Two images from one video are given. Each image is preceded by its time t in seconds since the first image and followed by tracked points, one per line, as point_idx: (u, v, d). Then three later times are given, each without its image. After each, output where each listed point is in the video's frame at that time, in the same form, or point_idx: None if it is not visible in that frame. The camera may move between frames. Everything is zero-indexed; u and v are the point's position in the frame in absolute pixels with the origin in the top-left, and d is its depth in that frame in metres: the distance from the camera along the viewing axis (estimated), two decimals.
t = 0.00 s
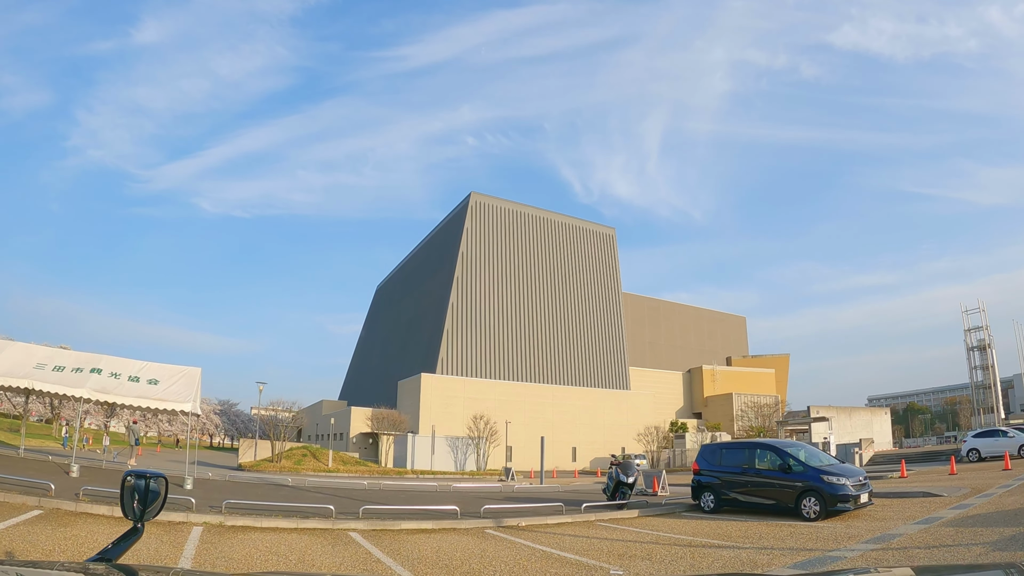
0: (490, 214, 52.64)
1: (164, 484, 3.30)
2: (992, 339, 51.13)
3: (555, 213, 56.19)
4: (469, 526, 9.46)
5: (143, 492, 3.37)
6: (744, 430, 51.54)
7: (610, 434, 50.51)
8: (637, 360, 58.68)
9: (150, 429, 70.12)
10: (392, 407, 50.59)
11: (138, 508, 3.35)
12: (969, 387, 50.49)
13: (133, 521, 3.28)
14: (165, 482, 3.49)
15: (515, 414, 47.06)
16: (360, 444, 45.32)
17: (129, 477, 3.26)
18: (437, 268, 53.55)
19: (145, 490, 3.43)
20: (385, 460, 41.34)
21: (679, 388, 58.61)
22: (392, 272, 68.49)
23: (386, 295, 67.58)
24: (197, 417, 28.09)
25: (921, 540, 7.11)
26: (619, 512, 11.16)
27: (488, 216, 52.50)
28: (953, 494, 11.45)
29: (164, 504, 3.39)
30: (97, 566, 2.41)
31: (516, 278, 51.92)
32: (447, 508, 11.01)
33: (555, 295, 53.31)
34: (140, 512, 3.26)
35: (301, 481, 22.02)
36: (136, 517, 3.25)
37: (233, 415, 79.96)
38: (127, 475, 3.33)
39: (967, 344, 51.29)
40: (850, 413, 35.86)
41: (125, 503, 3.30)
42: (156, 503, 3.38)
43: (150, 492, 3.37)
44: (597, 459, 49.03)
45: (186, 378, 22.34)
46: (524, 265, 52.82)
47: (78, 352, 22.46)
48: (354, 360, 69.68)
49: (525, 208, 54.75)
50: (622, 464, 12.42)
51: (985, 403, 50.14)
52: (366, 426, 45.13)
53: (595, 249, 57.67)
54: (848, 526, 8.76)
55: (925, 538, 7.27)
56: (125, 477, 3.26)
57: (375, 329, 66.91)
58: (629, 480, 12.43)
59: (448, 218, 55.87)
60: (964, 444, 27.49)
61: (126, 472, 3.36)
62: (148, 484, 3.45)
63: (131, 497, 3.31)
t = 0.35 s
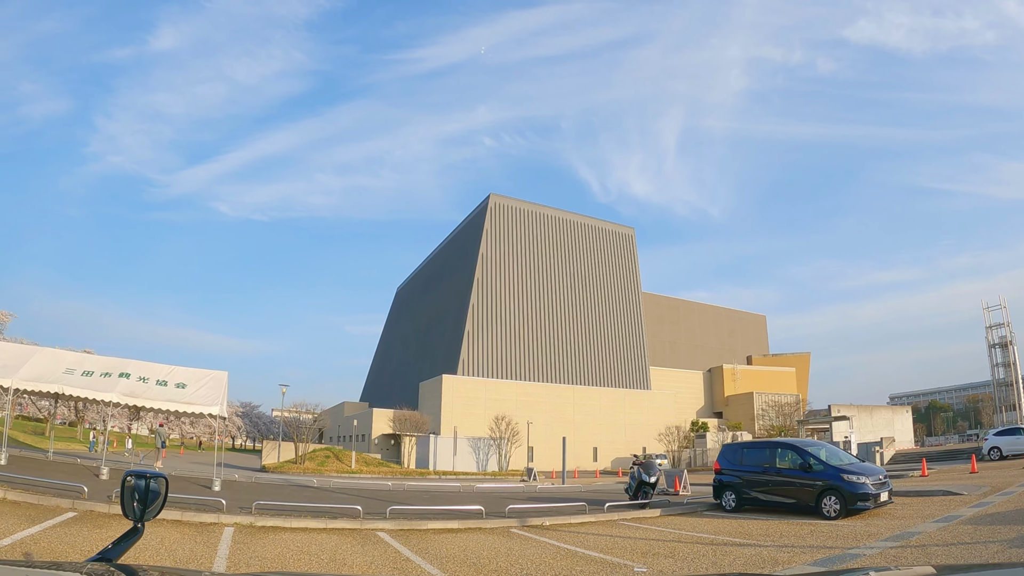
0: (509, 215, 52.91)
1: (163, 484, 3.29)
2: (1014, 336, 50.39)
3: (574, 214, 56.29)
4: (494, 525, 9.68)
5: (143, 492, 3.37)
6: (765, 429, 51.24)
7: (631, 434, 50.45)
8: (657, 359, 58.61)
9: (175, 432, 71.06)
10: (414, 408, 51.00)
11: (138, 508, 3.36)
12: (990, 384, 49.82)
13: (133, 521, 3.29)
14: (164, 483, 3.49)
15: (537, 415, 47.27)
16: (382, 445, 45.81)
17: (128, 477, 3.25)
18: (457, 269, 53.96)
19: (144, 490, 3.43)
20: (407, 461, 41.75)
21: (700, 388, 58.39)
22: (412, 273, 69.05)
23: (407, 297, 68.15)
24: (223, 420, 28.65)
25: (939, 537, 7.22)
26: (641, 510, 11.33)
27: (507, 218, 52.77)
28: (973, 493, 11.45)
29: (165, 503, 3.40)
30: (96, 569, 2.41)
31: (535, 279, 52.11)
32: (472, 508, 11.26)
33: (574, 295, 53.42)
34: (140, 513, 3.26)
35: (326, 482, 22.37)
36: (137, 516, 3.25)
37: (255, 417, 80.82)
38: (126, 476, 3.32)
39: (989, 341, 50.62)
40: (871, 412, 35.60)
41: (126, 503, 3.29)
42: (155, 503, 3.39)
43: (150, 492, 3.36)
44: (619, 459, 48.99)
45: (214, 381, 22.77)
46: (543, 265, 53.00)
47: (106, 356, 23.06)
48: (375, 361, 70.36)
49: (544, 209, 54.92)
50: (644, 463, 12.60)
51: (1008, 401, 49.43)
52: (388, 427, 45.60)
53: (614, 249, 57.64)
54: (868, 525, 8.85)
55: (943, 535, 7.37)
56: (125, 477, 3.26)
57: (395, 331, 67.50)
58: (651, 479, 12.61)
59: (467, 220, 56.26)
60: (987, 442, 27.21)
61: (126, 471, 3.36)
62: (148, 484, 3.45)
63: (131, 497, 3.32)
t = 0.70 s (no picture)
0: (532, 216, 53.16)
1: (162, 484, 3.42)
2: None
3: (596, 214, 56.36)
4: (523, 525, 9.96)
5: (142, 491, 3.50)
6: (790, 429, 50.90)
7: (655, 434, 50.39)
8: (680, 358, 58.43)
9: (203, 434, 72.36)
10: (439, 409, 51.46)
11: (138, 506, 3.50)
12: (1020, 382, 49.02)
13: (133, 519, 3.42)
14: (163, 482, 3.62)
15: (562, 415, 47.47)
16: (408, 446, 46.42)
17: (129, 477, 3.39)
18: (481, 271, 54.42)
19: (143, 490, 3.57)
20: (433, 462, 42.24)
21: (725, 387, 58.12)
22: (436, 275, 69.73)
23: (431, 299, 68.83)
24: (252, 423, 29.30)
25: (963, 536, 7.33)
26: (668, 511, 11.51)
27: (529, 219, 53.01)
28: (998, 492, 11.48)
29: (164, 502, 3.53)
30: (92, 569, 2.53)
31: (558, 280, 52.28)
32: (501, 509, 11.54)
33: (596, 296, 53.50)
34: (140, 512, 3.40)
35: (355, 484, 22.79)
36: (136, 514, 3.37)
37: (281, 419, 82.02)
38: (127, 476, 3.45)
39: (1016, 337, 49.83)
40: (897, 410, 35.28)
41: (126, 501, 3.42)
42: (154, 502, 3.53)
43: (149, 491, 3.49)
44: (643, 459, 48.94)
45: (246, 385, 23.27)
46: (566, 266, 53.15)
47: (140, 361, 23.98)
48: (400, 363, 71.17)
49: (566, 210, 55.07)
50: (671, 463, 12.78)
51: None
52: (414, 428, 46.15)
53: (637, 248, 57.59)
54: (892, 523, 8.96)
55: (967, 534, 7.48)
56: (125, 477, 3.39)
57: (420, 332, 68.20)
58: (677, 479, 12.79)
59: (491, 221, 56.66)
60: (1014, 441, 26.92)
61: (126, 472, 3.49)
62: (146, 484, 3.58)
63: (132, 496, 3.45)
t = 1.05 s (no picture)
0: (554, 218, 53.39)
1: (162, 484, 3.40)
2: None
3: (617, 214, 56.41)
4: (553, 525, 10.24)
5: (143, 491, 3.46)
6: (816, 427, 50.47)
7: (680, 434, 50.29)
8: (705, 358, 58.30)
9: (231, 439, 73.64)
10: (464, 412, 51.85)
11: (139, 507, 3.47)
12: None
13: (134, 520, 3.40)
14: (164, 482, 3.61)
15: (587, 416, 47.61)
16: (434, 449, 46.93)
17: (129, 478, 3.37)
18: (504, 273, 54.80)
19: (145, 490, 3.54)
20: (460, 464, 42.67)
21: (749, 386, 57.80)
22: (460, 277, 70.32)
23: (455, 302, 69.43)
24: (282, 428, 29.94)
25: (984, 532, 7.49)
26: (694, 510, 11.69)
27: (552, 220, 53.24)
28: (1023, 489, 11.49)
29: (165, 502, 3.50)
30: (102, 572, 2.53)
31: (580, 281, 52.45)
32: (531, 509, 11.84)
33: (619, 296, 53.56)
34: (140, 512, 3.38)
35: (385, 487, 23.20)
36: (137, 513, 3.35)
37: (307, 423, 83.18)
38: (127, 476, 3.42)
39: None
40: (922, 408, 34.87)
41: (127, 501, 3.39)
42: (156, 502, 3.51)
43: (149, 491, 3.45)
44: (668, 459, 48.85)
45: (277, 392, 23.76)
46: (588, 267, 53.30)
47: (172, 369, 24.61)
48: (425, 365, 71.88)
49: (588, 211, 55.21)
50: (696, 463, 12.98)
51: None
52: (440, 431, 46.68)
53: (660, 248, 57.50)
54: (915, 521, 9.09)
55: (988, 531, 7.62)
56: (125, 478, 3.38)
57: (444, 335, 68.83)
58: (703, 479, 12.98)
59: (514, 223, 57.01)
60: None
61: (126, 472, 3.45)
62: (148, 483, 3.56)
63: (132, 497, 3.41)
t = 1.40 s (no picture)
0: (577, 219, 53.62)
1: (161, 485, 3.52)
2: None
3: (640, 214, 56.44)
4: (581, 524, 10.54)
5: (142, 491, 3.59)
6: (841, 425, 50.02)
7: (704, 433, 50.21)
8: (728, 356, 58.26)
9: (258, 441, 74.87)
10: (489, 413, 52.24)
11: (139, 507, 3.59)
12: None
13: (134, 519, 3.52)
14: (164, 482, 3.73)
15: (612, 416, 47.74)
16: (459, 449, 47.42)
17: (129, 478, 3.49)
18: (527, 274, 55.16)
19: (145, 490, 3.66)
20: (486, 465, 43.09)
21: (774, 384, 57.47)
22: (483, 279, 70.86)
23: (478, 303, 69.97)
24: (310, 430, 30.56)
25: (1006, 529, 7.66)
26: (718, 509, 11.89)
27: (575, 221, 53.47)
28: None
29: (164, 502, 3.62)
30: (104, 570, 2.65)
31: (603, 281, 52.61)
32: (559, 508, 12.17)
33: (641, 296, 53.59)
34: (140, 512, 3.50)
35: (414, 488, 23.57)
36: (137, 514, 3.48)
37: (332, 425, 84.24)
38: (127, 477, 3.55)
39: None
40: (948, 405, 34.45)
41: (126, 501, 3.52)
42: (155, 502, 3.62)
43: (148, 491, 3.59)
44: (693, 459, 48.75)
45: (307, 395, 24.40)
46: (611, 267, 53.44)
47: (203, 374, 25.27)
48: (449, 366, 72.53)
49: (610, 211, 55.29)
50: (721, 462, 13.20)
51: None
52: (465, 432, 47.17)
53: (683, 248, 57.36)
54: (938, 518, 9.23)
55: (1010, 527, 7.78)
56: (125, 479, 3.49)
57: (468, 336, 69.41)
58: (728, 478, 13.17)
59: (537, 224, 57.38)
60: None
61: (127, 473, 3.58)
62: (149, 484, 3.68)
63: (132, 497, 3.55)
